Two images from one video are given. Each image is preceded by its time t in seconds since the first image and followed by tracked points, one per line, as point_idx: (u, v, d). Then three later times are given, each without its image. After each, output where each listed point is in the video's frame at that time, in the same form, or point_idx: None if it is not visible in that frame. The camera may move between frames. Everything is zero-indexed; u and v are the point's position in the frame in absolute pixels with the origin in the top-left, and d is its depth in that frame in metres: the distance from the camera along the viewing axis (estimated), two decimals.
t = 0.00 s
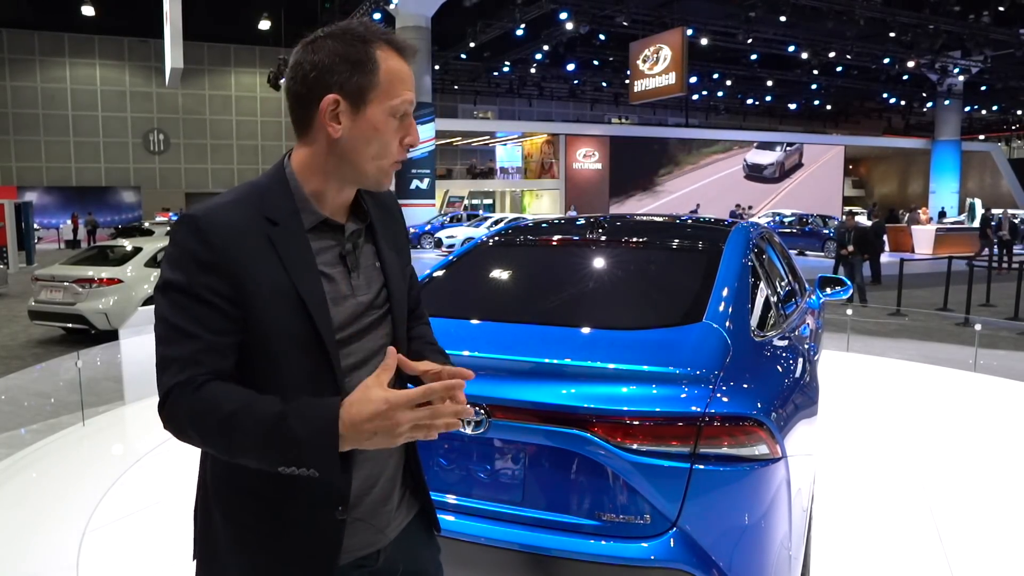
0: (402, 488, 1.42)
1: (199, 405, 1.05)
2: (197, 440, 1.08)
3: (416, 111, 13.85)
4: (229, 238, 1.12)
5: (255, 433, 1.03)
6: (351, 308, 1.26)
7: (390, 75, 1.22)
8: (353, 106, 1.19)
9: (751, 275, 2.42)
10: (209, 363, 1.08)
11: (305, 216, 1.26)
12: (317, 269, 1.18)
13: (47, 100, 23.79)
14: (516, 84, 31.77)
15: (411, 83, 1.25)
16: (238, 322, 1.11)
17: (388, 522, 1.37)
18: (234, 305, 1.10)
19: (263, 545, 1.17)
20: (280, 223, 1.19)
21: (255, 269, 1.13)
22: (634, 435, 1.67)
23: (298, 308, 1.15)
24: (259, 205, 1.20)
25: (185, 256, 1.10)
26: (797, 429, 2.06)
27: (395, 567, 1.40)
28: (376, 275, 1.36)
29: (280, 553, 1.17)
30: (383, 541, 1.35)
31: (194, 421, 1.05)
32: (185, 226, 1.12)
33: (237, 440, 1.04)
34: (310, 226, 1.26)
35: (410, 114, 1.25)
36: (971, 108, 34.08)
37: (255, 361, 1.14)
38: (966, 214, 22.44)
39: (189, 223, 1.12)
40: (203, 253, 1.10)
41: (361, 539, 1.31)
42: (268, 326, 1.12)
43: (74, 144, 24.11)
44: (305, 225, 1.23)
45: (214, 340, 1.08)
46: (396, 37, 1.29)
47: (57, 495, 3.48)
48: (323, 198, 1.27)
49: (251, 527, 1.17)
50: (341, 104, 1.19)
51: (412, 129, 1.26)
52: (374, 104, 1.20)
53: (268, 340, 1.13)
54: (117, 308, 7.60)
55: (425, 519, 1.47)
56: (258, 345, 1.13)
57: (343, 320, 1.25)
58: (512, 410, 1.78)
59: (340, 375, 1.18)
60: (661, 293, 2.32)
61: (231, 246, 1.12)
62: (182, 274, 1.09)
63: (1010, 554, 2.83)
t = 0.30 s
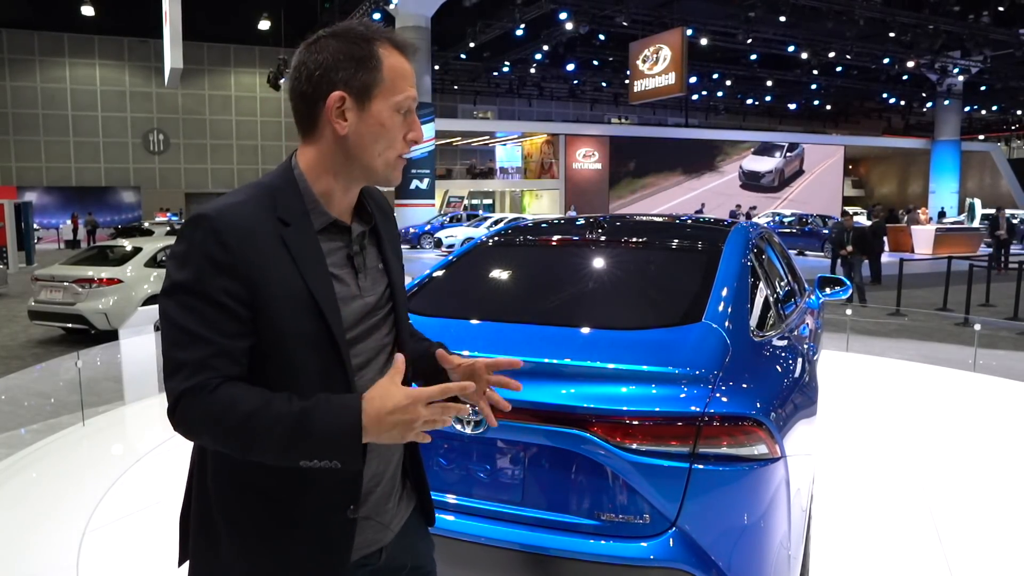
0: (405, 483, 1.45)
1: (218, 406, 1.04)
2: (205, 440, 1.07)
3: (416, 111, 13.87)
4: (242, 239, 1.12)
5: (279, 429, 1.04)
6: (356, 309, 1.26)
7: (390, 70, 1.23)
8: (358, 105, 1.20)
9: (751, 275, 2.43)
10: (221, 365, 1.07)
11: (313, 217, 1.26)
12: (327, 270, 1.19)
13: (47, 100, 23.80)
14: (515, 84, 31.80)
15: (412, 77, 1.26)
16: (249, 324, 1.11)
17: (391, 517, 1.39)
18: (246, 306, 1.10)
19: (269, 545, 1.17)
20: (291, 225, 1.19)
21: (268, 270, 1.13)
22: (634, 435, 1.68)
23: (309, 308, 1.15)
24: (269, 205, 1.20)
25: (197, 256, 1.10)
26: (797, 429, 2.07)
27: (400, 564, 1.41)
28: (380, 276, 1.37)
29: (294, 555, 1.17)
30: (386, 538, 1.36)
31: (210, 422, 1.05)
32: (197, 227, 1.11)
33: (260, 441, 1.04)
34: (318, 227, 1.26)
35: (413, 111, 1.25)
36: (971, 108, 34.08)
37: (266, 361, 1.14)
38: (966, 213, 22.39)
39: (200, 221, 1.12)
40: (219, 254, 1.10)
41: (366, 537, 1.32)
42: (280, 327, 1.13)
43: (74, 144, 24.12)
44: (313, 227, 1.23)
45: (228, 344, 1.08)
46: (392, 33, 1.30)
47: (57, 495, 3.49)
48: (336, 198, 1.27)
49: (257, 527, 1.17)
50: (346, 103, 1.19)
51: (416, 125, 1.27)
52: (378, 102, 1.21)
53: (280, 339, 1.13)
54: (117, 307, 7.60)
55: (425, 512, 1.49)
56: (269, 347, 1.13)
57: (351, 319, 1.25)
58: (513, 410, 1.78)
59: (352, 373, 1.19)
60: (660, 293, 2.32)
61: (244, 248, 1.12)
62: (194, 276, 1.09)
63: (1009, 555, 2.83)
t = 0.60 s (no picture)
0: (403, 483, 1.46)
1: (211, 398, 1.05)
2: (203, 437, 1.07)
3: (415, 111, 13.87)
4: (239, 237, 1.12)
5: (276, 413, 1.04)
6: (353, 308, 1.27)
7: (337, 59, 1.21)
8: (309, 98, 1.21)
9: (750, 276, 2.43)
10: (217, 362, 1.08)
11: (309, 217, 1.27)
12: (323, 266, 1.19)
13: (47, 100, 23.79)
14: (515, 84, 31.82)
15: (366, 63, 1.21)
16: (246, 322, 1.11)
17: (389, 517, 1.40)
18: (242, 304, 1.11)
19: (267, 542, 1.17)
20: (287, 224, 1.19)
21: (264, 270, 1.13)
22: (633, 434, 1.68)
23: (305, 306, 1.15)
24: (266, 205, 1.20)
25: (194, 255, 1.10)
26: (796, 429, 2.08)
27: (397, 564, 1.41)
28: (378, 274, 1.37)
29: (293, 549, 1.18)
30: (384, 537, 1.37)
31: (207, 416, 1.05)
32: (194, 226, 1.11)
33: (257, 429, 1.04)
34: (315, 227, 1.27)
35: (364, 98, 1.21)
36: (970, 108, 34.08)
37: (263, 358, 1.14)
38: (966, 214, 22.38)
39: (197, 221, 1.12)
40: (216, 252, 1.10)
41: (364, 537, 1.33)
42: (279, 326, 1.13)
43: (74, 144, 24.11)
44: (310, 225, 1.24)
45: (225, 341, 1.08)
46: (367, 21, 1.27)
47: (56, 496, 3.49)
48: (320, 198, 1.28)
49: (256, 523, 1.18)
50: (299, 100, 1.22)
51: (366, 110, 1.21)
52: (322, 94, 1.20)
53: (276, 338, 1.13)
54: (117, 307, 7.59)
55: (424, 514, 1.49)
56: (264, 345, 1.13)
57: (348, 319, 1.25)
58: (512, 410, 1.78)
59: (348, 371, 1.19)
60: (659, 293, 2.33)
61: (242, 247, 1.12)
62: (190, 274, 1.09)
63: (1007, 555, 2.83)
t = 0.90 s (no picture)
0: (403, 484, 1.45)
1: (207, 398, 1.04)
2: (201, 437, 1.07)
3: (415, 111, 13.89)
4: (234, 238, 1.12)
5: (270, 413, 1.04)
6: (352, 308, 1.26)
7: (303, 51, 1.24)
8: (285, 99, 1.25)
9: (750, 275, 2.43)
10: (213, 362, 1.08)
11: (306, 215, 1.27)
12: (320, 267, 1.19)
13: (47, 100, 23.81)
14: (514, 84, 31.85)
15: (329, 48, 1.23)
16: (242, 322, 1.11)
17: (391, 515, 1.40)
18: (238, 304, 1.11)
19: (266, 541, 1.17)
20: (284, 224, 1.19)
21: (260, 270, 1.13)
22: (633, 435, 1.68)
23: (302, 306, 1.15)
24: (262, 204, 1.20)
25: (189, 256, 1.10)
26: (797, 429, 2.08)
27: (398, 565, 1.41)
28: (378, 271, 1.37)
29: (293, 549, 1.18)
30: (384, 536, 1.37)
31: (203, 416, 1.05)
32: (189, 227, 1.11)
33: (253, 428, 1.04)
34: (312, 226, 1.27)
35: (329, 82, 1.23)
36: (971, 108, 34.07)
37: (261, 359, 1.14)
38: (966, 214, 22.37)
39: (193, 223, 1.12)
40: (210, 253, 1.10)
41: (363, 538, 1.33)
42: (275, 325, 1.13)
43: (74, 144, 24.13)
44: (307, 224, 1.23)
45: (221, 342, 1.08)
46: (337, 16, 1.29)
47: (57, 495, 3.49)
48: (314, 195, 1.28)
49: (254, 522, 1.17)
50: (277, 101, 1.26)
51: (332, 94, 1.22)
52: (292, 88, 1.23)
53: (273, 339, 1.13)
54: (117, 308, 7.59)
55: (425, 512, 1.50)
56: (261, 345, 1.13)
57: (346, 318, 1.25)
58: (511, 411, 1.78)
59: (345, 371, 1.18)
60: (658, 292, 2.33)
61: (238, 248, 1.12)
62: (185, 276, 1.09)
63: (1008, 555, 2.83)
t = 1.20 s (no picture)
0: (402, 484, 1.45)
1: (207, 400, 1.04)
2: (200, 438, 1.06)
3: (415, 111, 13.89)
4: (232, 240, 1.12)
5: (273, 415, 1.04)
6: (351, 308, 1.26)
7: (302, 53, 1.23)
8: (283, 100, 1.24)
9: (750, 275, 2.43)
10: (213, 364, 1.07)
11: (304, 216, 1.26)
12: (320, 268, 1.18)
13: (46, 100, 23.81)
14: (514, 84, 31.86)
15: (329, 51, 1.23)
16: (241, 324, 1.11)
17: (391, 514, 1.40)
18: (237, 306, 1.10)
19: (267, 540, 1.17)
20: (282, 224, 1.19)
21: (259, 271, 1.13)
22: (633, 435, 1.68)
23: (301, 307, 1.15)
24: (261, 205, 1.20)
25: (187, 258, 1.10)
26: (797, 429, 2.08)
27: (399, 563, 1.41)
28: (378, 270, 1.37)
29: (295, 545, 1.17)
30: (385, 535, 1.37)
31: (204, 418, 1.04)
32: (187, 228, 1.11)
33: (253, 430, 1.03)
34: (310, 226, 1.26)
35: (328, 86, 1.22)
36: (970, 108, 34.07)
37: (260, 360, 1.14)
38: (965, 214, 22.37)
39: (190, 225, 1.12)
40: (208, 255, 1.10)
41: (363, 536, 1.33)
42: (274, 326, 1.13)
43: (73, 144, 24.13)
44: (305, 224, 1.23)
45: (220, 344, 1.08)
46: (332, 15, 1.28)
47: (55, 495, 3.49)
48: (311, 194, 1.28)
49: (254, 522, 1.17)
50: (273, 102, 1.25)
51: (333, 99, 1.22)
52: (291, 89, 1.23)
53: (273, 339, 1.13)
54: (116, 308, 7.59)
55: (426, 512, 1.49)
56: (260, 345, 1.13)
57: (345, 318, 1.25)
58: (510, 411, 1.78)
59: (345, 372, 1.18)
60: (659, 293, 2.33)
61: (236, 249, 1.12)
62: (184, 278, 1.09)
63: (1008, 556, 2.82)
